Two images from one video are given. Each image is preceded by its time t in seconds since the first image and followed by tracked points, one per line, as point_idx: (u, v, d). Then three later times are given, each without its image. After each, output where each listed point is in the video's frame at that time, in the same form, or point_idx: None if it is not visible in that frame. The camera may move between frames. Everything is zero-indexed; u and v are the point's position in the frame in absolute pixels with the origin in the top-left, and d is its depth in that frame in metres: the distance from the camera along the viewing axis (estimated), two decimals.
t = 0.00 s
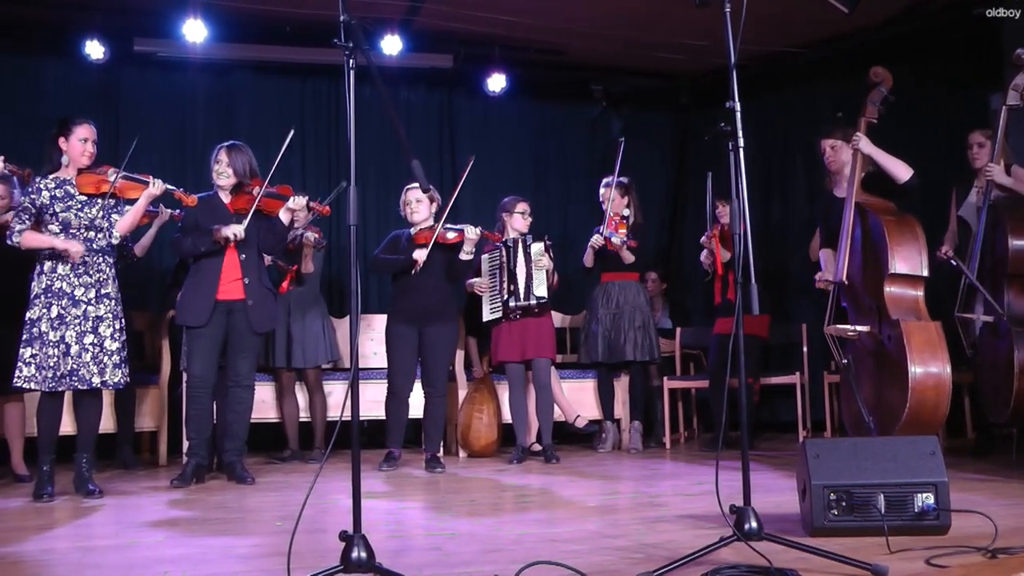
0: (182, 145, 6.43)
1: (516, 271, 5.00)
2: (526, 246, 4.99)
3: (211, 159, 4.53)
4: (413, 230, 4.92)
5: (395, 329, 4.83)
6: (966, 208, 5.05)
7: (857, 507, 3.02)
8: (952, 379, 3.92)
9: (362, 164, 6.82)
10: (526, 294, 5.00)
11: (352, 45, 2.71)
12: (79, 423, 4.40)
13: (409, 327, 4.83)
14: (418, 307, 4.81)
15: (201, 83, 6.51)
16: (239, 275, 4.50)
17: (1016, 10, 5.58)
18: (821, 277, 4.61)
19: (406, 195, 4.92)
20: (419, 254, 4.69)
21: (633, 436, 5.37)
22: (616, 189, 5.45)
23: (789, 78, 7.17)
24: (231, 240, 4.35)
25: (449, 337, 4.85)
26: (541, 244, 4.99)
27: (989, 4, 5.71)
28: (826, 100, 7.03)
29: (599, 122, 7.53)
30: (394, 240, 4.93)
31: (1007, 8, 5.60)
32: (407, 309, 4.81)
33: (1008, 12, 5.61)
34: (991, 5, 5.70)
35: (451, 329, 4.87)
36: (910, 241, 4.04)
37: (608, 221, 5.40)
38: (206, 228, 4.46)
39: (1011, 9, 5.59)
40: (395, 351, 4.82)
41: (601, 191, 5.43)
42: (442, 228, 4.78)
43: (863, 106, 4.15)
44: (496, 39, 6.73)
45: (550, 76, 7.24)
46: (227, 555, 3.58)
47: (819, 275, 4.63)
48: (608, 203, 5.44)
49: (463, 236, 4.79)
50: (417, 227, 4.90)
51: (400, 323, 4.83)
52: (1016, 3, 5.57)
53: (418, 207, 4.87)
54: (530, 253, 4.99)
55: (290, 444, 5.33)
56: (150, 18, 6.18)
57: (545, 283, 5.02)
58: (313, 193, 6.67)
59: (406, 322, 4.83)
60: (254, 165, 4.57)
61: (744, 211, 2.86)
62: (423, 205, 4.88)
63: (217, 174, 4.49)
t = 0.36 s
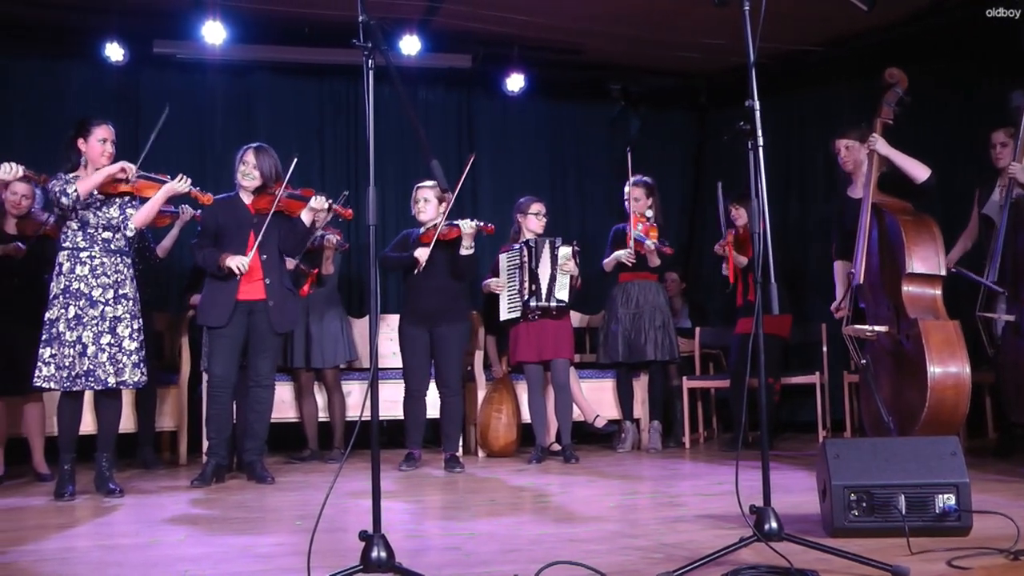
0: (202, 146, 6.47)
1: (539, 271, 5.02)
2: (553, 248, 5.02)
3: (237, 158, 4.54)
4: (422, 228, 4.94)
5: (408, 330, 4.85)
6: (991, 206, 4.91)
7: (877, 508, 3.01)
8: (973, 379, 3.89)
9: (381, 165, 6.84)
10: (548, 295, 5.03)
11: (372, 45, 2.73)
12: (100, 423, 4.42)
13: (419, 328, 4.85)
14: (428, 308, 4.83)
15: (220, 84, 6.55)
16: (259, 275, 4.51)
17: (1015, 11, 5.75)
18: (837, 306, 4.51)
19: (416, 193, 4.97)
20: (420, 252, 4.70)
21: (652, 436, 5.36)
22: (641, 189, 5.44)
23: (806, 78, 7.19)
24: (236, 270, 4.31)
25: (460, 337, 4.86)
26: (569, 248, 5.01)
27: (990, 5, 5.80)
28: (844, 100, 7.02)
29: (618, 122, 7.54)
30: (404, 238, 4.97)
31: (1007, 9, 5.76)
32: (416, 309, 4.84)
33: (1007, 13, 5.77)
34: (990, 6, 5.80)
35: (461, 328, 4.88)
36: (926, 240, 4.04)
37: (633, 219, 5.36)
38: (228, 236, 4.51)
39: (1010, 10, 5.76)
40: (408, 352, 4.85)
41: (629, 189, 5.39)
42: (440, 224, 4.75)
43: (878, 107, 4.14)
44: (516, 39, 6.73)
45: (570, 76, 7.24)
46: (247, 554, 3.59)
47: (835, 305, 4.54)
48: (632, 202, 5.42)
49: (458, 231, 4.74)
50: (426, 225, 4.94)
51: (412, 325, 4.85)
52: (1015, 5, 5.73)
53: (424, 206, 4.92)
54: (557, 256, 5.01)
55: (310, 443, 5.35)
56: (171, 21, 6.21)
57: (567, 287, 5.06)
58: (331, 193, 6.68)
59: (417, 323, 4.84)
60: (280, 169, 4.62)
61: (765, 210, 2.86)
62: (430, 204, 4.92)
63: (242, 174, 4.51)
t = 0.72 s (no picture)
0: (226, 147, 6.52)
1: (563, 273, 5.03)
2: (581, 249, 5.06)
3: (264, 158, 4.58)
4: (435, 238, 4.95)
5: (422, 333, 4.88)
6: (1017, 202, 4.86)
7: (902, 509, 2.98)
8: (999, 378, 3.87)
9: (404, 164, 6.86)
10: (573, 297, 5.04)
11: (394, 46, 2.74)
12: (125, 422, 4.45)
13: (435, 332, 4.87)
14: (444, 314, 4.84)
15: (243, 85, 6.60)
16: (283, 276, 4.53)
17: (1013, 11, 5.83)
18: (833, 266, 4.46)
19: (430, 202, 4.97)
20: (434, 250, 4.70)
21: (675, 436, 5.36)
22: (665, 189, 5.43)
23: (829, 75, 7.21)
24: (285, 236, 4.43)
25: (475, 340, 4.87)
26: (597, 252, 5.05)
27: (989, 5, 5.90)
28: (868, 98, 6.96)
29: (641, 120, 7.56)
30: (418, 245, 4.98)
31: (1005, 8, 5.84)
32: (436, 310, 4.85)
33: (1006, 13, 5.86)
34: (990, 6, 5.90)
35: (476, 332, 4.88)
36: (953, 239, 4.01)
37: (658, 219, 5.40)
38: (253, 229, 4.50)
39: (1009, 10, 5.84)
40: (424, 358, 4.87)
41: (652, 190, 5.42)
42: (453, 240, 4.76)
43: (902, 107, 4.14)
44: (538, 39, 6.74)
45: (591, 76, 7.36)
46: (272, 553, 3.60)
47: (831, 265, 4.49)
48: (656, 202, 5.44)
49: (469, 251, 4.77)
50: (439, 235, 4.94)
51: (425, 329, 4.88)
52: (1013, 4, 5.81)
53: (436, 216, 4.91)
54: (585, 258, 5.05)
55: (333, 443, 5.38)
56: (194, 24, 6.26)
57: (593, 290, 5.06)
58: (354, 193, 6.70)
59: (433, 327, 4.87)
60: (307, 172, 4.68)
61: (789, 209, 2.84)
62: (443, 214, 4.92)
63: (270, 174, 4.55)
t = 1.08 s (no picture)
0: (245, 148, 6.56)
1: (583, 273, 5.05)
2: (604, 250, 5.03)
3: (287, 159, 4.59)
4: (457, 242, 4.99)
5: (442, 334, 4.91)
6: None
7: (924, 510, 2.97)
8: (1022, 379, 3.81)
9: (424, 164, 6.89)
10: (594, 297, 5.06)
11: (414, 46, 2.74)
12: (146, 422, 4.48)
13: (453, 335, 4.90)
14: (461, 317, 4.86)
15: (263, 86, 6.64)
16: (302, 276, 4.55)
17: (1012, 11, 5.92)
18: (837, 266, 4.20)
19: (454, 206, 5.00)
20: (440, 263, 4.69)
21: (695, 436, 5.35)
22: (679, 188, 5.47)
23: (849, 73, 7.20)
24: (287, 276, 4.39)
25: (493, 344, 4.88)
26: (621, 253, 5.02)
27: (989, 5, 6.00)
28: (887, 98, 6.98)
29: (661, 120, 7.53)
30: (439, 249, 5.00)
31: (1005, 9, 5.94)
32: (454, 313, 4.87)
33: (1006, 13, 5.95)
34: (990, 6, 5.99)
35: (494, 334, 4.89)
36: (973, 239, 4.01)
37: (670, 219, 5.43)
38: (272, 238, 4.55)
39: (1009, 10, 5.93)
40: (441, 357, 4.89)
41: (666, 188, 5.46)
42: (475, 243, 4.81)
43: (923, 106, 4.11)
44: (557, 39, 6.75)
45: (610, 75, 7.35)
46: (293, 552, 3.61)
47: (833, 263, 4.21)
48: (671, 201, 5.46)
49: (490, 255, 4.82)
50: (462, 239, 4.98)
51: (446, 330, 4.91)
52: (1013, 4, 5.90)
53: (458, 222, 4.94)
54: (609, 259, 5.04)
55: (353, 443, 5.40)
56: (213, 26, 6.30)
57: (615, 292, 5.07)
58: (375, 191, 6.76)
59: (452, 329, 4.90)
60: (328, 174, 4.69)
61: (809, 207, 2.84)
62: (466, 219, 4.96)
63: (293, 175, 4.55)
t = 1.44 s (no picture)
0: (266, 149, 6.59)
1: (605, 272, 5.04)
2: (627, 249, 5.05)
3: (309, 160, 4.62)
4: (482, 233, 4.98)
5: (467, 330, 4.91)
6: None
7: (948, 511, 2.95)
8: None
9: (447, 165, 6.91)
10: (617, 298, 5.06)
11: (435, 46, 2.74)
12: (170, 422, 4.50)
13: (480, 328, 4.90)
14: (488, 309, 4.87)
15: (284, 88, 6.67)
16: (324, 276, 4.56)
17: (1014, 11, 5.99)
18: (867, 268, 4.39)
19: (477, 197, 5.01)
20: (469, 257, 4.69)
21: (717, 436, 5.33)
22: (702, 187, 5.47)
23: (875, 69, 7.18)
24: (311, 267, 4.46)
25: (521, 336, 4.89)
26: (647, 256, 5.05)
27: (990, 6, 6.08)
28: (913, 94, 6.93)
29: (682, 118, 7.52)
30: (465, 242, 5.01)
31: (1006, 9, 6.01)
32: (477, 310, 4.88)
33: (1007, 13, 6.02)
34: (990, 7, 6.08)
35: (522, 327, 4.91)
36: (998, 239, 3.98)
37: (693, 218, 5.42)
38: (295, 235, 4.58)
39: (1010, 10, 6.00)
40: (469, 352, 4.91)
41: (688, 187, 5.45)
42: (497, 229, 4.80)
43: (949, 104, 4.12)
44: (579, 39, 6.75)
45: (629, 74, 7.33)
46: (316, 551, 3.62)
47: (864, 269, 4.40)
48: (694, 200, 5.45)
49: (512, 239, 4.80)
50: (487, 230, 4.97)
51: (471, 324, 4.91)
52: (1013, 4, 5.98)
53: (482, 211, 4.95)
54: (635, 262, 5.05)
55: (375, 443, 5.42)
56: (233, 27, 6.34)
57: (639, 293, 5.08)
58: (395, 191, 6.78)
59: (478, 323, 4.90)
60: (350, 175, 4.71)
61: (830, 206, 2.84)
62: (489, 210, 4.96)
63: (314, 175, 4.57)
